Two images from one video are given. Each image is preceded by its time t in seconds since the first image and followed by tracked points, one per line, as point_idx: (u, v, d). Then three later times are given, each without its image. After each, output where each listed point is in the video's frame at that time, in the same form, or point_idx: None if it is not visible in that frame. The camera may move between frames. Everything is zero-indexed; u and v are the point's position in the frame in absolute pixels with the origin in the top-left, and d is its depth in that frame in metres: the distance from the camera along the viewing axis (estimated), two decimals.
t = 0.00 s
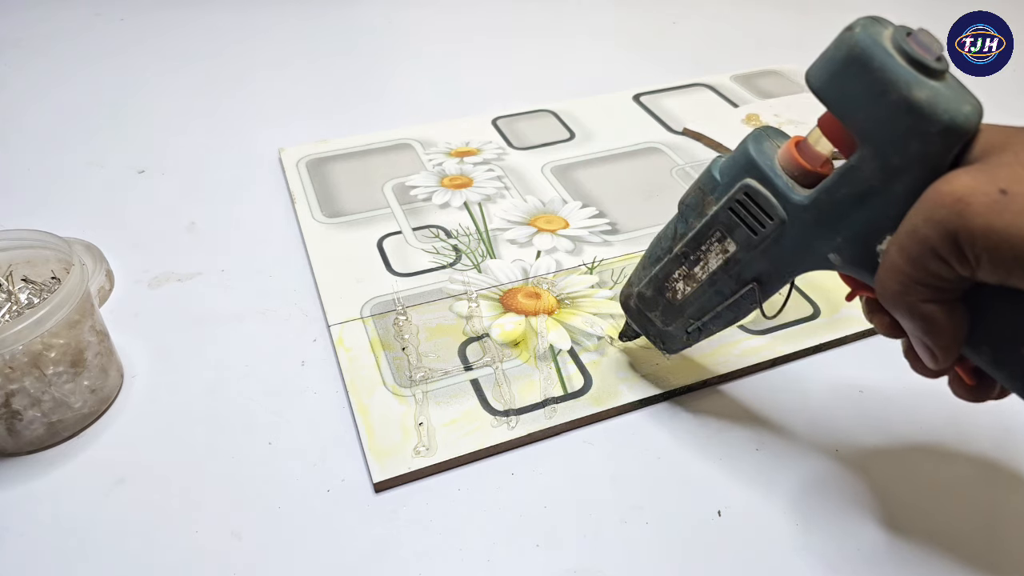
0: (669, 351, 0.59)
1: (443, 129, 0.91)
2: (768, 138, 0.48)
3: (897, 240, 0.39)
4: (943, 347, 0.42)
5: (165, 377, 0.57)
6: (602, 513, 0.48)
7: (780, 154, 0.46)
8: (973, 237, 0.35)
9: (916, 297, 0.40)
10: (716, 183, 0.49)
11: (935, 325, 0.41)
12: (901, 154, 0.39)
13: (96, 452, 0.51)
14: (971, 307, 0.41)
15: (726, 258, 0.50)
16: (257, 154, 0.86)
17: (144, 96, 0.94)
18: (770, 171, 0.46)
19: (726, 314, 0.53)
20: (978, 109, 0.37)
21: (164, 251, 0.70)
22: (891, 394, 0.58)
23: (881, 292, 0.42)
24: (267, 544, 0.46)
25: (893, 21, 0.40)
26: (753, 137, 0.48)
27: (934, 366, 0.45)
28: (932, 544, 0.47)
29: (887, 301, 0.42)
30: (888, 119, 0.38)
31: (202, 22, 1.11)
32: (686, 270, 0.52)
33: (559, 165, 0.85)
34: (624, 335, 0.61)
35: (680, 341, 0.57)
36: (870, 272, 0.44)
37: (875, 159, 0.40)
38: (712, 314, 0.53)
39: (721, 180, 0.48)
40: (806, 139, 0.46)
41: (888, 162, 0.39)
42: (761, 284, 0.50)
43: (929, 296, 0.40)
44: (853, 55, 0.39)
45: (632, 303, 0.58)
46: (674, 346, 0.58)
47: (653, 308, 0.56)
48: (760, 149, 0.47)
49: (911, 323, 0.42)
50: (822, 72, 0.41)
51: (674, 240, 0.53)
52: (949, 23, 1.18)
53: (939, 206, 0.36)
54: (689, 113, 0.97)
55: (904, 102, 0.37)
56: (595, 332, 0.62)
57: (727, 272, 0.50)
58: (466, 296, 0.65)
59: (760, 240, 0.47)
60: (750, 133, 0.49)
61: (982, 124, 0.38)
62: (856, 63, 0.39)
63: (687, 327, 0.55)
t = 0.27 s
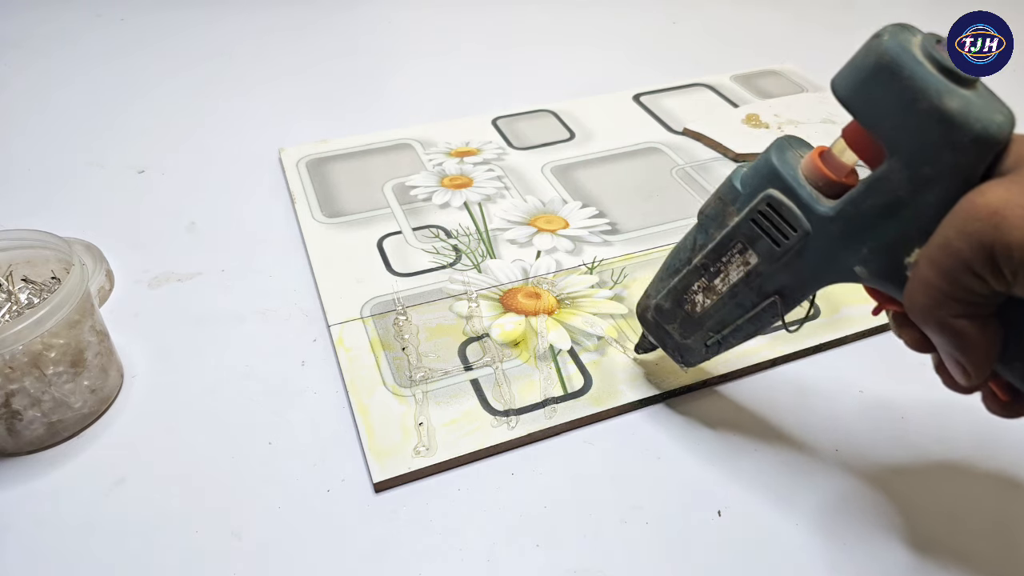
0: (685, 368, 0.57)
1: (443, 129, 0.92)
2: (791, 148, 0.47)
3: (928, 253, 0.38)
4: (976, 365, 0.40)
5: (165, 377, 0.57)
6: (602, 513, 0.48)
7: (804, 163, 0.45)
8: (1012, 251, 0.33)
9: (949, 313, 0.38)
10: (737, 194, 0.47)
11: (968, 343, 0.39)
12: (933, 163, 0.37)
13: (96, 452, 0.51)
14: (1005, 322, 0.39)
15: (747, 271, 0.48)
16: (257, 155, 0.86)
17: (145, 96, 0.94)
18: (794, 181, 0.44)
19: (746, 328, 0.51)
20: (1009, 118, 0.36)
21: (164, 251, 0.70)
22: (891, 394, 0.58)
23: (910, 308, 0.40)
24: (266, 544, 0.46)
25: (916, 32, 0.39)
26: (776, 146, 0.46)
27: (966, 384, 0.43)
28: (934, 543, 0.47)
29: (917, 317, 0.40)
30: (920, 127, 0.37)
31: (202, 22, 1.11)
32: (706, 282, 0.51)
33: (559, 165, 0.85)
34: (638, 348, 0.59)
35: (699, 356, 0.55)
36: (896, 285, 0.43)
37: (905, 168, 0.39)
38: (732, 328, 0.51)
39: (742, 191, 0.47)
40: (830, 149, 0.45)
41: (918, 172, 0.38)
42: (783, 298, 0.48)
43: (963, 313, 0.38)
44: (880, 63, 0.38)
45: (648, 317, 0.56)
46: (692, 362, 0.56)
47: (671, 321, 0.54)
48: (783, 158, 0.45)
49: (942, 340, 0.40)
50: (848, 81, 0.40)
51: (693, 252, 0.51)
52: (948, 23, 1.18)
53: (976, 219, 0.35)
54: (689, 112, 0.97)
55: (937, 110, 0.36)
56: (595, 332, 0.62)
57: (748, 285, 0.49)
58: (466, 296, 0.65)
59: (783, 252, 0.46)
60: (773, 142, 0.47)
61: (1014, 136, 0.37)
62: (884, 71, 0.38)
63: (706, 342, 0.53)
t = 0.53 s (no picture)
0: (709, 382, 0.56)
1: (443, 129, 0.92)
2: (822, 158, 0.46)
3: (968, 268, 0.37)
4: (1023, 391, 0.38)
5: (165, 377, 0.57)
6: (601, 513, 0.48)
7: (836, 175, 0.44)
8: None
9: (991, 330, 0.37)
10: (766, 205, 0.46)
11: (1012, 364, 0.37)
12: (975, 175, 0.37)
13: (96, 452, 0.51)
14: None
15: (777, 284, 0.47)
16: (257, 155, 0.86)
17: (144, 96, 0.94)
18: (827, 193, 0.43)
19: (775, 342, 0.50)
20: None
21: (164, 252, 0.70)
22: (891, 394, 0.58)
23: (951, 326, 0.40)
24: (266, 544, 0.46)
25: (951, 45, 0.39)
26: (806, 157, 0.45)
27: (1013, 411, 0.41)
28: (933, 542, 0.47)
29: (959, 335, 0.39)
30: (961, 138, 0.37)
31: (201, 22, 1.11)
32: (732, 295, 0.50)
33: (559, 165, 0.85)
34: (663, 360, 0.58)
35: (725, 370, 0.54)
36: (931, 300, 0.42)
37: (946, 181, 0.38)
38: (760, 341, 0.50)
39: (772, 202, 0.46)
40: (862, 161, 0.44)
41: (959, 185, 0.38)
42: (814, 311, 0.47)
43: (1007, 333, 0.37)
44: (919, 73, 0.38)
45: (673, 330, 0.55)
46: (717, 376, 0.54)
47: (697, 335, 0.53)
48: (815, 169, 0.44)
49: (982, 358, 0.39)
50: (884, 92, 0.39)
51: (719, 265, 0.50)
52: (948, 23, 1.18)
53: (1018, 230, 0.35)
54: (689, 113, 0.97)
55: (979, 121, 0.36)
56: (595, 332, 0.62)
57: (777, 299, 0.48)
58: (466, 296, 0.65)
59: (815, 266, 0.45)
60: (803, 153, 0.46)
61: None
62: (923, 80, 0.37)
63: (733, 356, 0.52)
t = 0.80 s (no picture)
0: (714, 386, 0.55)
1: (443, 129, 0.92)
2: (833, 165, 0.45)
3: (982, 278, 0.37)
4: None
5: (165, 377, 0.57)
6: (601, 513, 0.49)
7: (847, 180, 0.43)
8: None
9: (1005, 340, 0.37)
10: (774, 211, 0.45)
11: None
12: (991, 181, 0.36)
13: (96, 452, 0.51)
14: None
15: (785, 291, 0.46)
16: (257, 154, 0.86)
17: (144, 96, 0.94)
18: (836, 199, 0.42)
19: (781, 350, 0.49)
20: None
21: (164, 251, 0.70)
22: (890, 394, 0.58)
23: (965, 333, 0.39)
24: (267, 544, 0.46)
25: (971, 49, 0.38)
26: (817, 163, 0.45)
27: None
28: (932, 542, 0.48)
29: (973, 342, 0.39)
30: (975, 145, 0.36)
31: (201, 22, 1.11)
32: (739, 301, 0.48)
33: (559, 165, 0.85)
34: (664, 366, 0.58)
35: (729, 376, 0.53)
36: (944, 309, 0.41)
37: (959, 188, 0.37)
38: (766, 349, 0.49)
39: (780, 208, 0.45)
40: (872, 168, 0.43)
41: (973, 192, 0.37)
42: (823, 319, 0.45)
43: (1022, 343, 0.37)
44: (934, 77, 0.37)
45: (676, 335, 0.54)
46: (721, 381, 0.53)
47: (701, 341, 0.52)
48: (825, 176, 0.43)
49: (994, 365, 0.39)
50: (897, 95, 0.39)
51: (725, 269, 0.49)
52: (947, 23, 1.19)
53: None
54: (689, 112, 0.97)
55: (994, 128, 0.35)
56: (595, 332, 0.62)
57: (785, 306, 0.46)
58: (466, 296, 0.65)
59: (825, 272, 0.43)
60: (813, 159, 0.45)
61: None
62: (937, 85, 0.36)
63: (737, 363, 0.51)
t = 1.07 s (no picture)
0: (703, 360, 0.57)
1: (444, 129, 0.92)
2: (828, 136, 0.44)
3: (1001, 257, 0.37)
4: None
5: (165, 377, 0.57)
6: (602, 513, 0.49)
7: (844, 153, 0.43)
8: None
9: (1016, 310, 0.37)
10: (769, 185, 0.45)
11: None
12: (988, 160, 0.36)
13: (96, 452, 0.51)
14: None
15: (777, 266, 0.46)
16: (257, 154, 0.86)
17: (145, 96, 0.94)
18: (832, 174, 0.42)
19: (772, 326, 0.50)
20: None
21: (164, 251, 0.70)
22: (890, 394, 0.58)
23: (975, 299, 0.39)
24: (267, 544, 0.46)
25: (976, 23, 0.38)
26: (813, 134, 0.44)
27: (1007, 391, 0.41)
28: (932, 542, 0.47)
29: (981, 308, 0.39)
30: (979, 121, 0.36)
31: (201, 22, 1.11)
32: (732, 277, 0.49)
33: (559, 165, 0.85)
34: (652, 340, 0.60)
35: (719, 350, 0.54)
36: (935, 287, 0.42)
37: (959, 165, 0.37)
38: (757, 323, 0.50)
39: (775, 182, 0.45)
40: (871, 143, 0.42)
41: (972, 170, 0.37)
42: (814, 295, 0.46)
43: None
44: (941, 51, 0.36)
45: (670, 310, 0.55)
46: (710, 356, 0.55)
47: (693, 315, 0.53)
48: (821, 149, 0.43)
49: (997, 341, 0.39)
50: (900, 68, 0.38)
51: (718, 244, 0.50)
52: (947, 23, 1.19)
53: None
54: (689, 113, 0.97)
55: (1000, 105, 0.35)
56: (595, 332, 0.62)
57: (777, 281, 0.47)
58: (466, 296, 0.65)
59: (817, 248, 0.44)
60: (809, 129, 0.45)
61: None
62: (945, 59, 0.36)
63: (728, 337, 0.52)
